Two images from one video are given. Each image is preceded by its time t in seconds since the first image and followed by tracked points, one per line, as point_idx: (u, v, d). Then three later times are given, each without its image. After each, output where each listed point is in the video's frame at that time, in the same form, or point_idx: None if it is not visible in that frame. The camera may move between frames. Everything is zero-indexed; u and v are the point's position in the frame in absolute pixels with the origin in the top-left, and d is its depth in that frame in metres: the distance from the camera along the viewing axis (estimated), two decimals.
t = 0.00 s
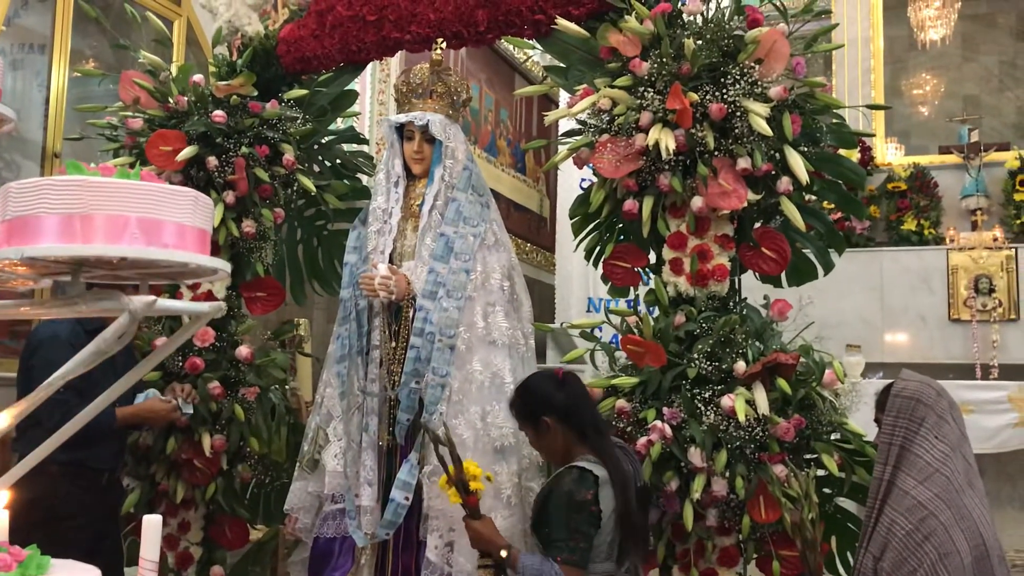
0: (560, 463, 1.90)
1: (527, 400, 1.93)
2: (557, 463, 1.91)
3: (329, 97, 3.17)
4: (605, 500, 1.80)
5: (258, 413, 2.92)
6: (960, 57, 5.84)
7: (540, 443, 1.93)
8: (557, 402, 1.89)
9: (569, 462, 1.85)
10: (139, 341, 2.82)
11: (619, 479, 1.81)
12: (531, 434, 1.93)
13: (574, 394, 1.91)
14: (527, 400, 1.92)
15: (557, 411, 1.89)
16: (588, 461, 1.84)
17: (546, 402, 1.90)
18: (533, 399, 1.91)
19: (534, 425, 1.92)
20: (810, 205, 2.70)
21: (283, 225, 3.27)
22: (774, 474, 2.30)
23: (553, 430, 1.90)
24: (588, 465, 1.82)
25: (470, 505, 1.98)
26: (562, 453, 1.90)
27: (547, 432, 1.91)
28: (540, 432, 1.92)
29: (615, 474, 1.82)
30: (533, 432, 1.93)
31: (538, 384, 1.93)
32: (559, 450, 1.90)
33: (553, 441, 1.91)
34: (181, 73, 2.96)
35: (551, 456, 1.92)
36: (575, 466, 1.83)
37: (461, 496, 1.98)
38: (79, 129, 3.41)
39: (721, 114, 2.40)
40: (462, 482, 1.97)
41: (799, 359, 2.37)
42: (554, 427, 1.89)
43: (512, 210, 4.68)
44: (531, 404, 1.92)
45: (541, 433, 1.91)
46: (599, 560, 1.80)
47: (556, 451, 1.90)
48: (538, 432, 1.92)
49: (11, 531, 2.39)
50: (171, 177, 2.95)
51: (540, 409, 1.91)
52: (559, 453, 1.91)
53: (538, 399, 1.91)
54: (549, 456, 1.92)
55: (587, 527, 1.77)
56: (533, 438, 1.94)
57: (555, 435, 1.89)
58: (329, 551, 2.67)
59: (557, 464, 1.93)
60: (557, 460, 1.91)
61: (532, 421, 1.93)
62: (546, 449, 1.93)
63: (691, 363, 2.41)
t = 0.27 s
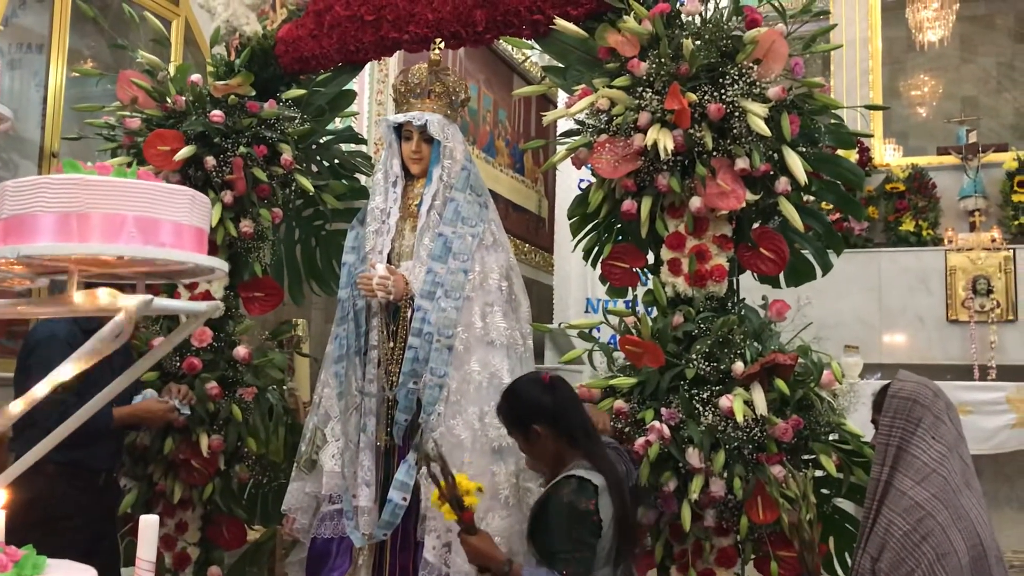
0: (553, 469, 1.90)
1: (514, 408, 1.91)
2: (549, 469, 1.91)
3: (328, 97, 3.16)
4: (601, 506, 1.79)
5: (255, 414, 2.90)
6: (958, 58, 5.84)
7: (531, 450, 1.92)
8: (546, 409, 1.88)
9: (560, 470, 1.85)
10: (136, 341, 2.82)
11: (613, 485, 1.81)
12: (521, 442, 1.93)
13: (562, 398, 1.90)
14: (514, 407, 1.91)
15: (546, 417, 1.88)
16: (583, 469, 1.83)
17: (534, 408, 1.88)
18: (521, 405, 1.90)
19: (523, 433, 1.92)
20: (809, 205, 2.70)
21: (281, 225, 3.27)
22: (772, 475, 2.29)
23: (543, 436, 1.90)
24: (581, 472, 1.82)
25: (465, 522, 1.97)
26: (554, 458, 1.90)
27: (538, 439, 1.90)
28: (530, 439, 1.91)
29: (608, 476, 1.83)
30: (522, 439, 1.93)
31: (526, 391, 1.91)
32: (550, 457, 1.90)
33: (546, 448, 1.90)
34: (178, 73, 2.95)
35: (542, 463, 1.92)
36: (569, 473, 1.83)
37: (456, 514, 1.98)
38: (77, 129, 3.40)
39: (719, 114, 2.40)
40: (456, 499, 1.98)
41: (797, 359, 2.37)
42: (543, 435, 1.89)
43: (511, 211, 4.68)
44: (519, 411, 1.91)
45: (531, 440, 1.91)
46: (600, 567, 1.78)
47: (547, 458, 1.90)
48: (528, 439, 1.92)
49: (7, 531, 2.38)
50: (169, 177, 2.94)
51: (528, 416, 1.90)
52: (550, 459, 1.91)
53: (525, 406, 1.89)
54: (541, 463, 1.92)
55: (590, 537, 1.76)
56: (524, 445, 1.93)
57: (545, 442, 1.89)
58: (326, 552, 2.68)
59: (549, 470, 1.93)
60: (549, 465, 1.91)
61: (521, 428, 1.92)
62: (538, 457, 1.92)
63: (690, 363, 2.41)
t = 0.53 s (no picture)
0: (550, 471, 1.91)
1: (512, 410, 1.91)
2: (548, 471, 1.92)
3: (325, 98, 3.15)
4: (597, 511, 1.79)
5: (253, 415, 2.90)
6: (955, 60, 5.85)
7: (529, 452, 1.92)
8: (544, 412, 1.87)
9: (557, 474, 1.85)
10: (133, 342, 2.81)
11: (612, 490, 1.80)
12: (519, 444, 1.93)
13: (560, 400, 1.89)
14: (512, 410, 1.90)
15: (545, 421, 1.88)
16: (582, 473, 1.83)
17: (532, 412, 1.88)
18: (519, 408, 1.89)
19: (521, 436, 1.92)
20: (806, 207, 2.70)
21: (278, 226, 3.26)
22: (769, 476, 2.28)
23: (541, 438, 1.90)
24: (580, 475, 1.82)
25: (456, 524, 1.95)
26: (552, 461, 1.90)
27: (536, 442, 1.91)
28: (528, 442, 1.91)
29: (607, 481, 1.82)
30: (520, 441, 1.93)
31: (525, 393, 1.90)
32: (548, 459, 1.90)
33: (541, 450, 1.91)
34: (175, 74, 2.94)
35: (540, 464, 1.93)
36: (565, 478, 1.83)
37: (448, 516, 1.95)
38: (74, 130, 3.40)
39: (717, 115, 2.39)
40: (448, 501, 1.93)
41: (794, 360, 2.36)
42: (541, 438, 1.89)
43: (508, 212, 4.68)
44: (517, 414, 1.90)
45: (530, 442, 1.91)
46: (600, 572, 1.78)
47: (545, 460, 1.91)
48: (526, 441, 1.92)
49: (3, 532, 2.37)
50: (166, 178, 2.94)
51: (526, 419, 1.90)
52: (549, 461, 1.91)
53: (523, 409, 1.89)
54: (539, 464, 1.92)
55: (587, 543, 1.75)
56: (523, 446, 1.94)
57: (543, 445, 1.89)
58: (323, 553, 2.67)
59: (548, 470, 1.93)
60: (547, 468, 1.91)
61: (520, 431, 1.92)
62: (537, 458, 1.92)
63: (687, 364, 2.41)
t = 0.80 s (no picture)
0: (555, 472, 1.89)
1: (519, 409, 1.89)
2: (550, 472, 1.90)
3: (323, 99, 3.15)
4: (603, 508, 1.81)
5: (251, 416, 2.91)
6: (953, 62, 5.86)
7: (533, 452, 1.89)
8: (552, 411, 1.87)
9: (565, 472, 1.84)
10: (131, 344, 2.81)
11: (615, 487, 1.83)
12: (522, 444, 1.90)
13: (566, 400, 1.90)
14: (517, 410, 1.88)
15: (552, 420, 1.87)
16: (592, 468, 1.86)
17: (539, 411, 1.87)
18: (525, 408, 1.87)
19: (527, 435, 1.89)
20: (804, 208, 2.70)
21: (277, 227, 3.26)
22: (768, 477, 2.28)
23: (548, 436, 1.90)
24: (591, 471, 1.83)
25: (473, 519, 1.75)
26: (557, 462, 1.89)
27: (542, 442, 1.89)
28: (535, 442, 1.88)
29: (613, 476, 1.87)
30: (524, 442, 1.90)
31: (531, 393, 1.89)
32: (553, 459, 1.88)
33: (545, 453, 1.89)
34: (173, 75, 2.93)
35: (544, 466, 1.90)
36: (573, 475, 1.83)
37: (464, 509, 1.74)
38: (72, 131, 3.40)
39: (715, 116, 2.40)
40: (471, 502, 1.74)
41: (793, 361, 2.35)
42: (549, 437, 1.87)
43: (507, 213, 4.68)
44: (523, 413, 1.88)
45: (534, 442, 1.88)
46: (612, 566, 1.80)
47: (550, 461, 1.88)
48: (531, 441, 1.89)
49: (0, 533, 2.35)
50: (164, 179, 2.94)
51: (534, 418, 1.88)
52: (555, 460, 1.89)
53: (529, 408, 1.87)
54: (543, 465, 1.90)
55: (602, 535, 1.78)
56: (526, 446, 1.90)
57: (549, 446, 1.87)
58: (321, 555, 2.68)
59: (547, 472, 1.91)
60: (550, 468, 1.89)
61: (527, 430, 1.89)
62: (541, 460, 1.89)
63: (685, 365, 2.41)
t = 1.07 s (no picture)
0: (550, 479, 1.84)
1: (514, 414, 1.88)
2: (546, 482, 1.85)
3: (321, 101, 3.14)
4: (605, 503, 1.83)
5: (250, 418, 2.91)
6: (951, 63, 5.87)
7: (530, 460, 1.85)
8: (553, 414, 1.88)
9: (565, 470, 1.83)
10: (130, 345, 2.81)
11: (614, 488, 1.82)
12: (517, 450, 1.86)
13: (560, 408, 1.93)
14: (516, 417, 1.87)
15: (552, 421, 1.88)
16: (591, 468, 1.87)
17: (541, 417, 1.87)
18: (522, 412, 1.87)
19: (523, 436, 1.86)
20: (803, 209, 2.70)
21: (275, 228, 3.26)
22: (767, 478, 2.29)
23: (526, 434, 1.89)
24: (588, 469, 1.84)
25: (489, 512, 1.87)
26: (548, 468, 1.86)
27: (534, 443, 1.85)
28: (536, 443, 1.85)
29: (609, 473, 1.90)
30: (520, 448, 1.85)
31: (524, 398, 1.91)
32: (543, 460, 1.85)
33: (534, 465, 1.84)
34: (171, 76, 2.93)
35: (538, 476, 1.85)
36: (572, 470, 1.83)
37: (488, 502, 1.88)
38: (70, 133, 3.40)
39: (712, 117, 2.40)
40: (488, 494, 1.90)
41: (791, 363, 2.35)
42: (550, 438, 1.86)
43: (505, 215, 4.68)
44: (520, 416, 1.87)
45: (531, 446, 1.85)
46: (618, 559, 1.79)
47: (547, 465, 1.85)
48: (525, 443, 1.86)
49: None
50: (162, 181, 2.94)
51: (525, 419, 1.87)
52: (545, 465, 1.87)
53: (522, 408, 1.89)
54: (538, 474, 1.85)
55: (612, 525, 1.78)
56: (524, 455, 1.85)
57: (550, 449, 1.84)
58: (321, 556, 2.66)
59: (539, 485, 1.86)
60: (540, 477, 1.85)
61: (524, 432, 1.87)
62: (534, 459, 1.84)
63: (684, 366, 2.40)
